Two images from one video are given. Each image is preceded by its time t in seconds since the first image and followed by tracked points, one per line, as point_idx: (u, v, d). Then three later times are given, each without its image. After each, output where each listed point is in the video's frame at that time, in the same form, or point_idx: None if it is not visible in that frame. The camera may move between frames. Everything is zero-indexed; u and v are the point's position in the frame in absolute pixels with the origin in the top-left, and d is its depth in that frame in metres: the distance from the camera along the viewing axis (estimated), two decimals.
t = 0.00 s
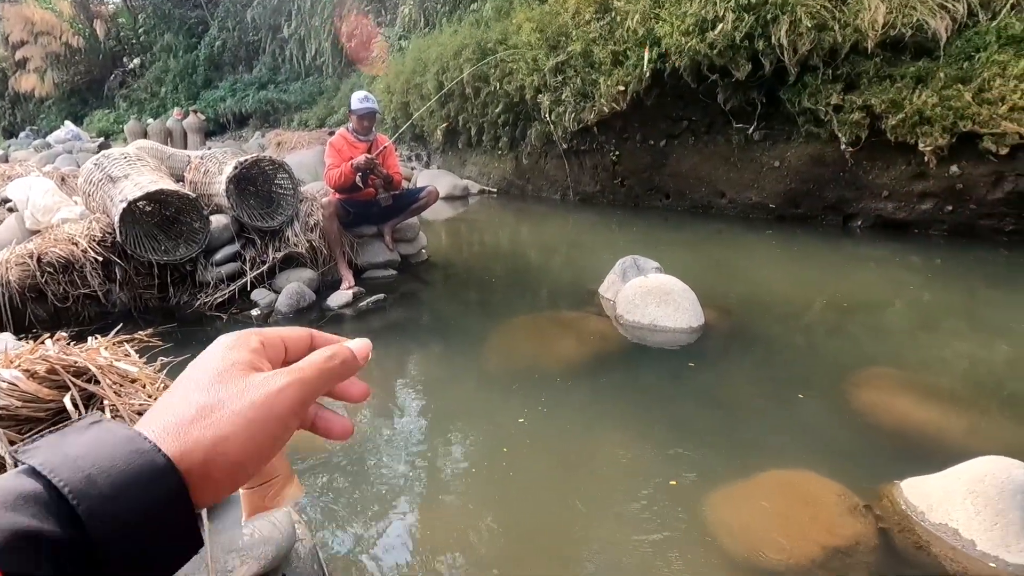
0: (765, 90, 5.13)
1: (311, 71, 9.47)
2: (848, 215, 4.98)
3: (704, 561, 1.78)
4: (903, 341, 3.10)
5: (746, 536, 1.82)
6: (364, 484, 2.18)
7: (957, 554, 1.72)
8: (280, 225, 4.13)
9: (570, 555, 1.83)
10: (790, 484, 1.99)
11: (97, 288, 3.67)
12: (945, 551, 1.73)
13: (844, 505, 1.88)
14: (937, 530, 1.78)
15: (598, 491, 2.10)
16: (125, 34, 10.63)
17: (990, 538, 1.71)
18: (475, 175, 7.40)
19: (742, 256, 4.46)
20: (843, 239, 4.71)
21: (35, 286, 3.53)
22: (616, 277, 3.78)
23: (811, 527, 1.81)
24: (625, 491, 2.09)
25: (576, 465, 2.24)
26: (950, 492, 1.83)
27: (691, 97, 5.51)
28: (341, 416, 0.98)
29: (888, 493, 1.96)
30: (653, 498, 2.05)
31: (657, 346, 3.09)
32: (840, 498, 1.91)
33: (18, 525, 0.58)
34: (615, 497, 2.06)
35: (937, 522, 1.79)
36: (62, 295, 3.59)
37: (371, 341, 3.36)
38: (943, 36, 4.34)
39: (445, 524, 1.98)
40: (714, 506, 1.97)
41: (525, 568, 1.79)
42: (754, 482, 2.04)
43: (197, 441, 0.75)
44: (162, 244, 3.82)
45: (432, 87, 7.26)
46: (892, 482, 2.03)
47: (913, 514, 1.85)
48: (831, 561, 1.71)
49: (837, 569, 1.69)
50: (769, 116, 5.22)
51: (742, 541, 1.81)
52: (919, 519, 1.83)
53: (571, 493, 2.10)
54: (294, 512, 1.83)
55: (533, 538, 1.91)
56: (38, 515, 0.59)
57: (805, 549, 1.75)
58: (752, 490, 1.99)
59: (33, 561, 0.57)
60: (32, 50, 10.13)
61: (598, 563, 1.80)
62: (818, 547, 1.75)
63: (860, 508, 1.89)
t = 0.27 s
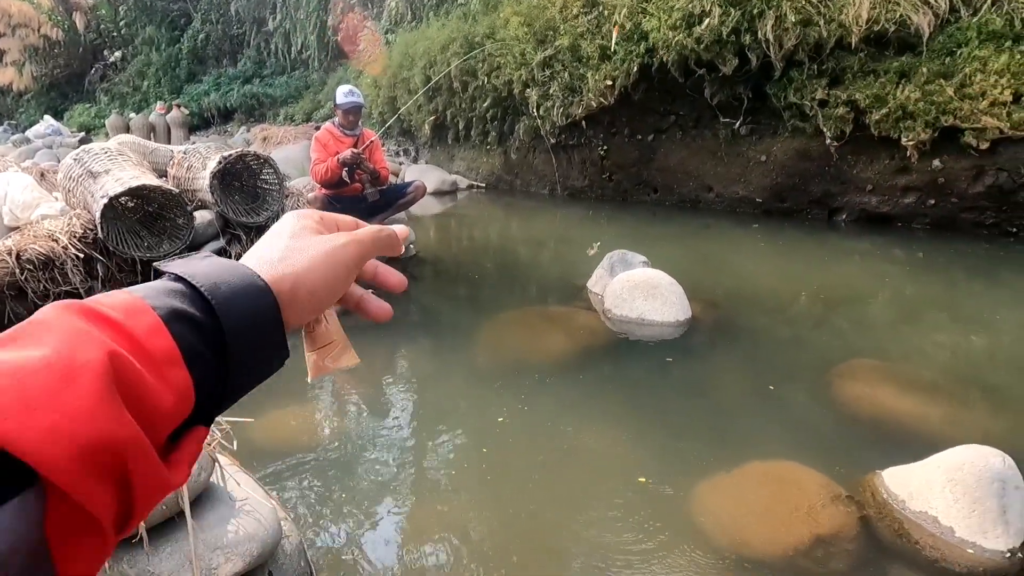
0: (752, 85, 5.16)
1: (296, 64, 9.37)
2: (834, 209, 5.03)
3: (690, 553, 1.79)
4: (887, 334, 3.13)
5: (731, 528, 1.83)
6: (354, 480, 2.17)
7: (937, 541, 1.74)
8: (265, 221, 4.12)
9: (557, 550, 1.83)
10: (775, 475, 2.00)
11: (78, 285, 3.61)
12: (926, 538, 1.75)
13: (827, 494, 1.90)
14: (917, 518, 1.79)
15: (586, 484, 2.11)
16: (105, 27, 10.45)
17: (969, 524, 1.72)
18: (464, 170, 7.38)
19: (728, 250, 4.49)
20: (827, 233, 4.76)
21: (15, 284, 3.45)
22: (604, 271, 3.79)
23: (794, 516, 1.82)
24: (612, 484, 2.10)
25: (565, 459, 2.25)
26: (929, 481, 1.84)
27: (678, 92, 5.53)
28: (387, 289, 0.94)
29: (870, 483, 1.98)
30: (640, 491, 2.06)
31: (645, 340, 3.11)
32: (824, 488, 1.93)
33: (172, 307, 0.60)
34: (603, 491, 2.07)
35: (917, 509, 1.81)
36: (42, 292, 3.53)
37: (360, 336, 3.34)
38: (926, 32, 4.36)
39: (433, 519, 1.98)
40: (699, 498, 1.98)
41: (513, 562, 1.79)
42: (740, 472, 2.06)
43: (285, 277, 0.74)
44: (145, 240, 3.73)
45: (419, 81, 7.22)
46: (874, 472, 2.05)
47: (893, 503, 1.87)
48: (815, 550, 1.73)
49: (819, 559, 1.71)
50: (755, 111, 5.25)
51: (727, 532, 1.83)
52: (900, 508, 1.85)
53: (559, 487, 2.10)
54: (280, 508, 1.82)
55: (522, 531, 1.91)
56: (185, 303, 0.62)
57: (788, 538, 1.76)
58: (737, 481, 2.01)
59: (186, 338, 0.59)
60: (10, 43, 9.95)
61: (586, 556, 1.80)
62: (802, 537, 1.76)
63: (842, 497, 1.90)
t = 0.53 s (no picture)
0: (742, 83, 5.18)
1: (286, 62, 9.32)
2: (823, 206, 5.07)
3: (680, 548, 1.81)
4: (875, 329, 3.16)
5: (721, 523, 1.84)
6: (347, 478, 2.17)
7: (923, 534, 1.76)
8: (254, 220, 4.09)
9: (549, 547, 1.83)
10: (765, 470, 2.02)
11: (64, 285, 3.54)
12: (912, 532, 1.77)
13: (816, 489, 1.92)
14: (904, 511, 1.82)
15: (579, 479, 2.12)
16: (91, 23, 10.36)
17: (954, 518, 1.74)
18: (455, 168, 7.38)
19: (719, 247, 4.52)
20: (817, 230, 4.79)
21: None
22: (596, 269, 3.80)
23: (784, 511, 1.84)
24: (603, 480, 2.11)
25: (557, 455, 2.26)
26: (916, 476, 1.86)
27: (669, 90, 5.55)
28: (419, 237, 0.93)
29: (858, 477, 2.00)
30: (632, 487, 2.07)
31: (637, 337, 3.12)
32: (813, 483, 1.95)
33: (283, 222, 0.61)
34: (594, 487, 2.08)
35: (904, 504, 1.83)
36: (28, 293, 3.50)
37: (352, 335, 3.34)
38: (912, 31, 4.40)
39: (426, 516, 1.98)
40: (690, 493, 1.99)
41: (505, 559, 1.80)
42: (731, 468, 2.07)
43: (352, 219, 0.71)
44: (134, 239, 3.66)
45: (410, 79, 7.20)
46: (862, 467, 2.07)
47: (881, 497, 1.89)
48: (804, 545, 1.74)
49: (808, 553, 1.73)
50: (745, 109, 5.28)
51: (716, 527, 1.84)
52: (887, 502, 1.87)
53: (551, 483, 2.11)
54: (269, 509, 1.80)
55: (515, 527, 1.92)
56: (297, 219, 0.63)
57: (777, 533, 1.78)
58: (727, 477, 2.02)
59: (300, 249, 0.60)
60: None
61: (577, 552, 1.81)
62: (792, 531, 1.78)
63: (830, 491, 1.92)
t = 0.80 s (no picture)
0: (729, 78, 5.20)
1: (271, 56, 9.23)
2: (809, 201, 5.11)
3: (668, 540, 1.83)
4: (860, 322, 3.20)
5: (708, 515, 1.86)
6: (336, 476, 2.16)
7: (906, 523, 1.79)
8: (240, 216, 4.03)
9: (539, 541, 1.84)
10: (752, 462, 2.04)
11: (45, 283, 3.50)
12: (896, 522, 1.80)
13: (804, 480, 1.94)
14: (888, 501, 1.85)
15: (569, 473, 2.13)
16: (71, 16, 10.19)
17: (936, 507, 1.77)
18: (444, 163, 7.36)
19: (707, 242, 4.54)
20: (803, 224, 4.83)
21: None
22: (585, 264, 3.80)
23: (771, 502, 1.86)
24: (593, 474, 2.12)
25: (546, 450, 2.27)
26: (900, 465, 1.89)
27: (657, 85, 5.57)
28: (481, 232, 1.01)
29: (843, 468, 2.03)
30: (621, 480, 2.08)
31: (625, 332, 3.14)
32: (799, 474, 1.97)
33: (358, 216, 0.71)
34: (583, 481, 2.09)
35: (888, 493, 1.86)
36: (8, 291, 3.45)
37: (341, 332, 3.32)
38: (896, 27, 4.43)
39: (416, 511, 1.98)
40: (678, 486, 2.01)
41: (495, 553, 1.80)
42: (719, 460, 2.09)
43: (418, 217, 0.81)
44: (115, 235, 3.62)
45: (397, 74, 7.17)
46: (847, 458, 2.10)
47: (865, 488, 1.92)
48: (790, 536, 1.76)
49: (795, 544, 1.75)
50: (732, 104, 5.31)
51: (704, 519, 1.86)
52: (871, 492, 1.90)
53: (541, 477, 2.12)
54: (257, 507, 1.79)
55: (506, 521, 1.93)
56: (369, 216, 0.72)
57: (765, 524, 1.80)
58: (716, 469, 2.04)
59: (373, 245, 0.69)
60: None
61: (567, 545, 1.82)
62: (779, 522, 1.80)
63: (816, 482, 1.95)
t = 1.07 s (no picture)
0: (720, 77, 5.22)
1: (262, 54, 9.19)
2: (800, 199, 5.13)
3: (660, 537, 1.83)
4: (851, 319, 3.22)
5: (701, 511, 1.87)
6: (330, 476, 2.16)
7: (896, 519, 1.80)
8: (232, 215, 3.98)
9: (531, 540, 1.84)
10: (745, 459, 2.05)
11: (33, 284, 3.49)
12: (886, 517, 1.82)
13: (796, 477, 1.96)
14: (878, 496, 1.86)
15: (563, 471, 2.13)
16: (59, 14, 10.11)
17: (925, 502, 1.79)
18: (436, 162, 7.37)
19: (699, 240, 4.56)
20: (794, 222, 4.86)
21: None
22: (578, 263, 3.81)
23: (763, 498, 1.87)
24: (586, 471, 2.13)
25: (540, 448, 2.27)
26: (890, 461, 1.90)
27: (649, 84, 5.58)
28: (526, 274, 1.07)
29: (835, 463, 2.05)
30: (614, 478, 2.09)
31: (618, 330, 3.15)
32: (792, 470, 1.98)
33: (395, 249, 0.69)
34: (576, 478, 2.09)
35: (879, 489, 1.87)
36: None
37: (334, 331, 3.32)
38: (886, 26, 4.48)
39: (410, 510, 1.98)
40: (671, 482, 2.02)
41: (488, 551, 1.80)
42: (712, 457, 2.10)
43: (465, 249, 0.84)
44: (104, 235, 3.64)
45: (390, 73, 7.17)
46: (839, 454, 2.12)
47: (856, 483, 1.93)
48: (783, 531, 1.77)
49: (787, 540, 1.76)
50: (724, 103, 5.33)
51: (697, 515, 1.87)
52: (862, 488, 1.92)
53: (535, 475, 2.12)
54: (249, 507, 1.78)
55: (500, 519, 1.93)
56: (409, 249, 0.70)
57: (757, 519, 1.81)
58: (709, 465, 2.05)
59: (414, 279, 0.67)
60: None
61: (560, 543, 1.83)
62: (771, 518, 1.81)
63: (808, 478, 1.96)
